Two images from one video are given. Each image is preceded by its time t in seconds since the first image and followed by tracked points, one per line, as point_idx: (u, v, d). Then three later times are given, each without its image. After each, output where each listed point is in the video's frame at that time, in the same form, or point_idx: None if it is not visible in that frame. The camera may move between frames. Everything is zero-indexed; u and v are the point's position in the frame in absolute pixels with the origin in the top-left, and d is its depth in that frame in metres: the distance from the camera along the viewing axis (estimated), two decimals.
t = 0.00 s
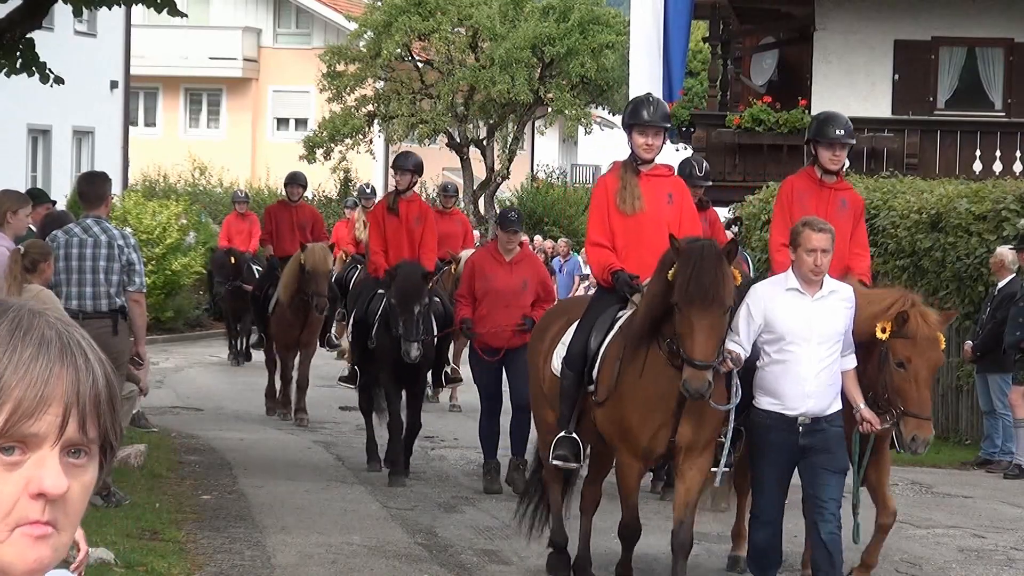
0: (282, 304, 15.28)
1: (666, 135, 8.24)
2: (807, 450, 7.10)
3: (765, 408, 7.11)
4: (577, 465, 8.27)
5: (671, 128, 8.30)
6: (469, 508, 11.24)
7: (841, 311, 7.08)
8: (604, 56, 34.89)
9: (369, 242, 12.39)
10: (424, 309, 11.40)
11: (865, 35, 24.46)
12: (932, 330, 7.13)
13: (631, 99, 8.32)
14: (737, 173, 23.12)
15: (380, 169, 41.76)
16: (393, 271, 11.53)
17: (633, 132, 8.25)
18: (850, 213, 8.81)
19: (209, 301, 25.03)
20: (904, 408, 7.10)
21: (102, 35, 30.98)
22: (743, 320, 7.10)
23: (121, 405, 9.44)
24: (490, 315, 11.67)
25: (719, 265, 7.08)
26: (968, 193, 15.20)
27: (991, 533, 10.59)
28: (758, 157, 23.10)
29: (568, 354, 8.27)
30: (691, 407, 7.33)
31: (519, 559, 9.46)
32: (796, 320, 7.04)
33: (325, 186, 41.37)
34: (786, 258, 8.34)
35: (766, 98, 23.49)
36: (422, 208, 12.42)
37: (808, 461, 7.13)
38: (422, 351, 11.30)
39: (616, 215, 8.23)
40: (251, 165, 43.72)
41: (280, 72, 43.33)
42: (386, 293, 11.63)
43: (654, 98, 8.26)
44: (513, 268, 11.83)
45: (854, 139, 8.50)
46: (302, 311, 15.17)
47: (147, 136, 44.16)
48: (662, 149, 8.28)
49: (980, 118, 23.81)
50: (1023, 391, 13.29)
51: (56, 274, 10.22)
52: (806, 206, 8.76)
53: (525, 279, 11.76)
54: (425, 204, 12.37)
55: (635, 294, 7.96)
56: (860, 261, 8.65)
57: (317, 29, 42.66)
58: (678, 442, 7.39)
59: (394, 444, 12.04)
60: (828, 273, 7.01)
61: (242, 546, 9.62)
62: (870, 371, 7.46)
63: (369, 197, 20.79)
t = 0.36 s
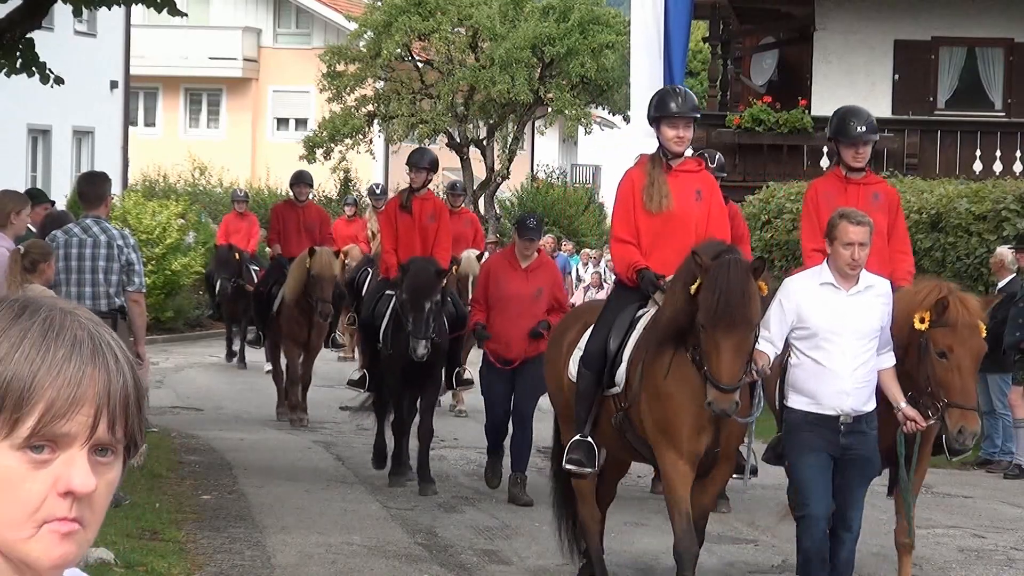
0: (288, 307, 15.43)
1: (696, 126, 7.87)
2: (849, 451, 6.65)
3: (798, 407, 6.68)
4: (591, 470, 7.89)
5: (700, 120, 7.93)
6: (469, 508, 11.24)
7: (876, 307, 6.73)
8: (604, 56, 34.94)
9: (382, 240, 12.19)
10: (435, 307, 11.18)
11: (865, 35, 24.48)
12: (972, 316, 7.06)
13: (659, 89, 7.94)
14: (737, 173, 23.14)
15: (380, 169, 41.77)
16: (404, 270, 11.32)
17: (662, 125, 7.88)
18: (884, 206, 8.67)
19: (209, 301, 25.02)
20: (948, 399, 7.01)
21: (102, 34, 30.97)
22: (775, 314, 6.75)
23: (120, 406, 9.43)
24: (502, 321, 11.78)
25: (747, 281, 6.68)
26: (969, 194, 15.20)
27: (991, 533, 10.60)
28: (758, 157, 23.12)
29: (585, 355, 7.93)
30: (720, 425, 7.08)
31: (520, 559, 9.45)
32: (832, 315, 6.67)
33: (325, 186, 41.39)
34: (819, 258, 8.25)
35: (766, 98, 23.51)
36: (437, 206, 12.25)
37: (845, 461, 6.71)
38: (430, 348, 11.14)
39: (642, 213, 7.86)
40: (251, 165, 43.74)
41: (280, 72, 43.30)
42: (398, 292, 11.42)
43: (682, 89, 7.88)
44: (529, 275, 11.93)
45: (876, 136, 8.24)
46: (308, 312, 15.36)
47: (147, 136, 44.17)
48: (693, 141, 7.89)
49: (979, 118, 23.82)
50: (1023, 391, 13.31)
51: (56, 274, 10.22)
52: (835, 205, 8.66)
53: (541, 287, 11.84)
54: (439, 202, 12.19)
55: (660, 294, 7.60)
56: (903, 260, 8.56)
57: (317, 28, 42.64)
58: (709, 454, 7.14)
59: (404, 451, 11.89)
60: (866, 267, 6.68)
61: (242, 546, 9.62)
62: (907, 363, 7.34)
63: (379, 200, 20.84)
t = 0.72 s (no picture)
0: (292, 302, 15.27)
1: (716, 116, 7.74)
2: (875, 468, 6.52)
3: (826, 422, 6.42)
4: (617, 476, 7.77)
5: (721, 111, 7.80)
6: (469, 508, 11.24)
7: (898, 316, 6.44)
8: (604, 56, 34.97)
9: (392, 239, 12.24)
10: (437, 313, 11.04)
11: (865, 35, 24.47)
12: (1012, 316, 6.67)
13: (678, 79, 7.82)
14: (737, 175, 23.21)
15: (380, 170, 41.77)
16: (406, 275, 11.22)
17: (682, 114, 7.75)
18: (925, 206, 8.25)
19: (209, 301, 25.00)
20: (990, 402, 6.58)
21: (102, 35, 30.97)
22: (793, 332, 6.44)
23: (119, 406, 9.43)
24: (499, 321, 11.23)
25: (768, 285, 6.42)
26: (969, 194, 15.20)
27: (990, 533, 10.60)
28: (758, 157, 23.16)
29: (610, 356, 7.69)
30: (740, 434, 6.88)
31: (520, 559, 9.44)
32: (854, 332, 6.38)
33: (326, 187, 41.42)
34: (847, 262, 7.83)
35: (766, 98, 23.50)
36: (446, 205, 12.18)
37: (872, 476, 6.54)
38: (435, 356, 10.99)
39: (663, 205, 7.70)
40: (251, 166, 43.74)
41: (280, 72, 43.28)
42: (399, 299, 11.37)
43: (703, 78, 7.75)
44: (534, 283, 11.37)
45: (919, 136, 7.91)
46: (313, 307, 15.18)
47: (148, 136, 44.18)
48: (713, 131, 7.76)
49: (979, 118, 23.83)
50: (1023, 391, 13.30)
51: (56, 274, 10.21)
52: (875, 205, 8.25)
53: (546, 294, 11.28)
54: (449, 199, 12.12)
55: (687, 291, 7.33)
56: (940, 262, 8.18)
57: (317, 28, 42.64)
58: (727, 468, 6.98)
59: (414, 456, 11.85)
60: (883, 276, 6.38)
61: (242, 546, 9.63)
62: (944, 369, 6.95)
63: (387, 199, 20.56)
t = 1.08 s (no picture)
0: (299, 306, 15.14)
1: (748, 116, 7.58)
2: (901, 479, 6.40)
3: (853, 431, 6.43)
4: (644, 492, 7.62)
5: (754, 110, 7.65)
6: (469, 508, 11.25)
7: (933, 320, 6.43)
8: (604, 56, 35.00)
9: (400, 235, 12.19)
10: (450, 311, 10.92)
11: (865, 35, 24.48)
12: None
13: (712, 77, 7.69)
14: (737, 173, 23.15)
15: (380, 170, 41.73)
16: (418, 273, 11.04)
17: (714, 113, 7.62)
18: (961, 209, 8.25)
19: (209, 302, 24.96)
20: None
21: (102, 34, 30.93)
22: (825, 333, 6.45)
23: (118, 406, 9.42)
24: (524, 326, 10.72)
25: (805, 280, 6.31)
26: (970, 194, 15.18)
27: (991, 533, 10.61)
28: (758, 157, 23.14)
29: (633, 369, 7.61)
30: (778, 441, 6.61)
31: (519, 560, 9.45)
32: (884, 334, 6.38)
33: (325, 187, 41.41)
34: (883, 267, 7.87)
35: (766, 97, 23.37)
36: (457, 202, 12.27)
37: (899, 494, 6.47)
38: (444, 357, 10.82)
39: (691, 211, 7.62)
40: (251, 166, 43.69)
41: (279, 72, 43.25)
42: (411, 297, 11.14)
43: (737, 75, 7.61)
44: (544, 271, 10.96)
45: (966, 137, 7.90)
46: (319, 311, 15.01)
47: (147, 136, 44.14)
48: (745, 132, 7.62)
49: (979, 118, 23.85)
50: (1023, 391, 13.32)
51: (56, 274, 10.21)
52: (911, 205, 8.24)
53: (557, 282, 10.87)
54: (458, 198, 12.20)
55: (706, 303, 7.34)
56: (975, 265, 8.21)
57: (317, 29, 42.64)
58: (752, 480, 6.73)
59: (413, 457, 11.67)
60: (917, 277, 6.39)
61: (242, 546, 9.63)
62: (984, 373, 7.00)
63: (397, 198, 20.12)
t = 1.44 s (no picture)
0: (307, 308, 15.08)
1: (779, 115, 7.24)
2: (954, 481, 6.22)
3: (901, 431, 6.24)
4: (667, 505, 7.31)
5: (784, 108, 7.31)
6: (469, 508, 11.24)
7: (986, 318, 6.22)
8: (604, 56, 35.04)
9: (409, 238, 12.02)
10: (467, 322, 10.41)
11: (865, 35, 24.48)
12: None
13: (741, 74, 7.36)
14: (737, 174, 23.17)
15: (380, 170, 41.70)
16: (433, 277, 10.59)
17: (741, 111, 7.28)
18: (995, 203, 8.05)
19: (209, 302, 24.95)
20: None
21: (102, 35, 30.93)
22: (871, 326, 6.26)
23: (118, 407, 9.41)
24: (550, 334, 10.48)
25: (847, 272, 6.05)
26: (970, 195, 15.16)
27: (990, 534, 10.60)
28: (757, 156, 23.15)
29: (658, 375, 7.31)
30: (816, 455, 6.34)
31: (519, 559, 9.44)
32: (935, 329, 6.18)
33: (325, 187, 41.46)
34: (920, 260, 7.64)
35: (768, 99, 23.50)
36: (468, 201, 12.04)
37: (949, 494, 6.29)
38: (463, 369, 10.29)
39: (721, 210, 7.24)
40: (251, 166, 43.72)
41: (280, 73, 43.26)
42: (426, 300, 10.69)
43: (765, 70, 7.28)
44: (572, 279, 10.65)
45: (993, 121, 7.74)
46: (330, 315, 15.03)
47: (147, 136, 44.14)
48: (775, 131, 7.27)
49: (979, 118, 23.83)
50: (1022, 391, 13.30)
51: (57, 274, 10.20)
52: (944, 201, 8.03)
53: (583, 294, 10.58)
54: (471, 195, 11.98)
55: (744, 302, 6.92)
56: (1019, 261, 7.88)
57: (317, 28, 42.67)
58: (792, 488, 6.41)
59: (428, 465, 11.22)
60: (974, 270, 6.20)
61: (242, 545, 9.64)
62: None
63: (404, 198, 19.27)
